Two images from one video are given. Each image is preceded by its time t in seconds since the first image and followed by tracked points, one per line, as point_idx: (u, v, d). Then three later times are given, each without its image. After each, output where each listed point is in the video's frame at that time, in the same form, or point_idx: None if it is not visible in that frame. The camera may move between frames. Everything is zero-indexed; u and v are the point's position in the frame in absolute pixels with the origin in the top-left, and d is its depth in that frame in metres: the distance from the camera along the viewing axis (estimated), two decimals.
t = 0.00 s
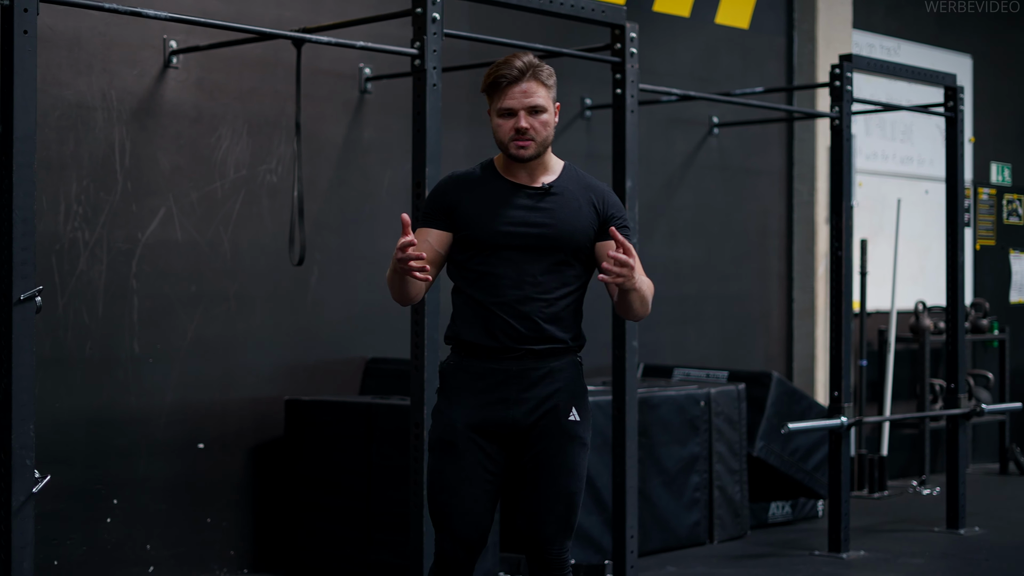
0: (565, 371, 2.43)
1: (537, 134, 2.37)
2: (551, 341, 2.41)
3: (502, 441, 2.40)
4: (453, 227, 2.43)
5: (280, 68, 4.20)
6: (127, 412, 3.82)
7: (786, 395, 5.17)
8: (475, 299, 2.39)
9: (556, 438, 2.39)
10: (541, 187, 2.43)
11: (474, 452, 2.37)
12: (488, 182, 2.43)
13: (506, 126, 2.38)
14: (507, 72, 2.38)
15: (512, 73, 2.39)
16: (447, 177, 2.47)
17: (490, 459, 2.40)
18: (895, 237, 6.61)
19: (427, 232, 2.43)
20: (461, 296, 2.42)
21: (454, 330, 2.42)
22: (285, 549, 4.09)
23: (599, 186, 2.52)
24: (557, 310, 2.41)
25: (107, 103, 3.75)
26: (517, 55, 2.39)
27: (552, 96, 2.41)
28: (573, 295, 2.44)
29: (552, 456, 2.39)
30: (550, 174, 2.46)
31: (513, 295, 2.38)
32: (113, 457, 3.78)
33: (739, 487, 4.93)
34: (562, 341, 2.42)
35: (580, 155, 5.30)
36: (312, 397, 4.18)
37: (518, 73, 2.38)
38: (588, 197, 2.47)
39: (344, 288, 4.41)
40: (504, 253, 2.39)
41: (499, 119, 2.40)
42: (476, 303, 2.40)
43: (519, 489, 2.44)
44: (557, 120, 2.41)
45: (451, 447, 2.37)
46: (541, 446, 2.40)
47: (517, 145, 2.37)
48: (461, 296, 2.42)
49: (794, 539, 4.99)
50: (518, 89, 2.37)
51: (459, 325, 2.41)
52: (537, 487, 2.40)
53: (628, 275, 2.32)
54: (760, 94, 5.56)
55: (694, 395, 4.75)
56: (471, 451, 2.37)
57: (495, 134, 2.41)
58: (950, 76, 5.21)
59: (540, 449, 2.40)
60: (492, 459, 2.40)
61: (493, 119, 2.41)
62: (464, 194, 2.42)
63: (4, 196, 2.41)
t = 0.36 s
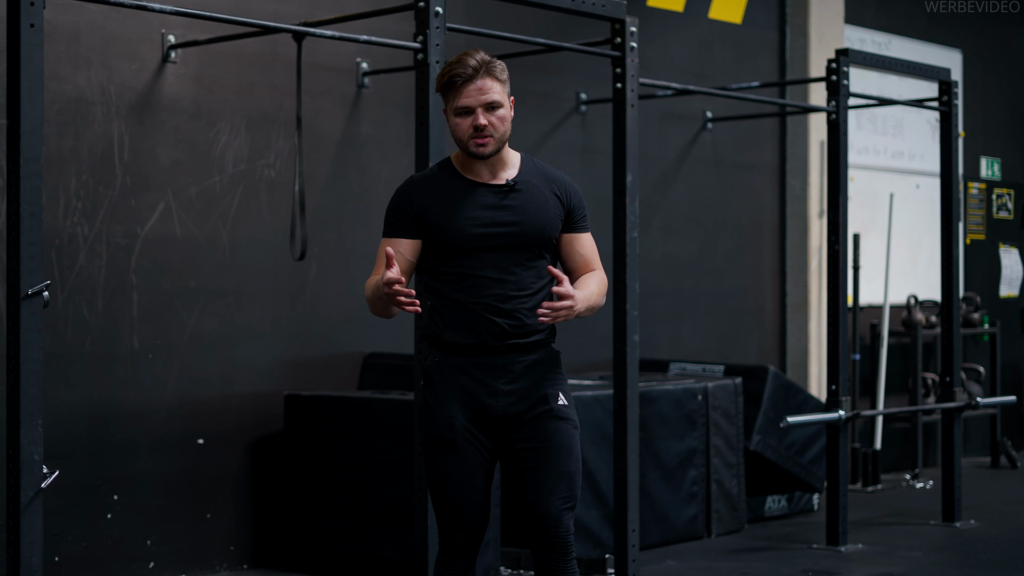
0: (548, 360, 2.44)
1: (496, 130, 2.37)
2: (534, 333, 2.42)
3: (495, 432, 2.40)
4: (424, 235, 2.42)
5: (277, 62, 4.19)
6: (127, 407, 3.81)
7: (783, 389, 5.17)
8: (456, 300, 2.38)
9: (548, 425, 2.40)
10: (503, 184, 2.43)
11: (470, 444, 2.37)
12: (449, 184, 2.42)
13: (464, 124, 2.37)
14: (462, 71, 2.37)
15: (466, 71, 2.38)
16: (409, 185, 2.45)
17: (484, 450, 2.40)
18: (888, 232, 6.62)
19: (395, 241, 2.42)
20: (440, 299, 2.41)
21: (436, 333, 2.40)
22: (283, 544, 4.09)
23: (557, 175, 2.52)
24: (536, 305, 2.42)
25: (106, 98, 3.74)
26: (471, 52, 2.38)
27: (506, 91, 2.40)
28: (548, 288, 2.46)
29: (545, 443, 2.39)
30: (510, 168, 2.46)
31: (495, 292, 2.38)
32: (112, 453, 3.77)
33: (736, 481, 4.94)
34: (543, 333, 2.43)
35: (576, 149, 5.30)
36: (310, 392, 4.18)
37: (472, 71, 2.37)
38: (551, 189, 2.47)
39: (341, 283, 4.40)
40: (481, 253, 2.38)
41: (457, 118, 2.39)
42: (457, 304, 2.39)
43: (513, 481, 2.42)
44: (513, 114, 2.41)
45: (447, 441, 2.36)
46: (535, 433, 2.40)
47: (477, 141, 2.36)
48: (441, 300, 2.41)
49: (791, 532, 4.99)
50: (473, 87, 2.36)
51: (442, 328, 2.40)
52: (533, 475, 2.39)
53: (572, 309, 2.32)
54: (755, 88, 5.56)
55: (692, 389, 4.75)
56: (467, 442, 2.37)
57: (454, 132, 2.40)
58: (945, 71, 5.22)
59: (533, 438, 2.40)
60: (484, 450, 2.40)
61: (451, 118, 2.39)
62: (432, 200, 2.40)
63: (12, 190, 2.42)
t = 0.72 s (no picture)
0: (571, 358, 2.46)
1: (507, 127, 2.39)
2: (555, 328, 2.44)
3: (520, 428, 2.40)
4: (439, 234, 2.42)
5: (291, 61, 4.19)
6: (142, 405, 3.82)
7: (794, 387, 5.17)
8: (478, 298, 2.39)
9: (573, 423, 2.41)
10: (514, 181, 2.44)
11: (498, 439, 2.37)
12: (460, 181, 2.42)
13: (475, 122, 2.38)
14: (473, 69, 2.37)
15: (476, 70, 2.39)
16: (419, 184, 2.45)
17: (508, 446, 2.40)
18: (898, 231, 6.59)
19: (408, 241, 2.43)
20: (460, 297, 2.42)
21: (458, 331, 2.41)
22: (297, 542, 4.09)
23: (563, 168, 2.53)
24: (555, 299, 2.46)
25: (121, 96, 3.75)
26: (481, 51, 2.39)
27: (515, 88, 2.41)
28: (563, 282, 2.50)
29: (570, 440, 2.41)
30: (519, 167, 2.47)
31: (517, 289, 2.40)
32: (128, 450, 3.78)
33: (748, 479, 4.94)
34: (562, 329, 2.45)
35: (587, 148, 5.29)
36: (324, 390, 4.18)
37: (483, 70, 2.37)
38: (559, 183, 2.49)
39: (354, 281, 4.40)
40: (500, 251, 2.40)
41: (467, 116, 2.39)
42: (479, 302, 2.40)
43: (535, 476, 2.43)
44: (522, 111, 2.42)
45: (475, 436, 2.36)
46: (560, 432, 2.40)
47: (488, 139, 2.38)
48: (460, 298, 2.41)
49: (803, 531, 4.98)
50: (483, 86, 2.37)
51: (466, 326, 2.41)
52: (556, 471, 2.41)
53: (545, 341, 2.35)
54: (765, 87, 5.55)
55: (704, 388, 4.75)
56: (494, 438, 2.37)
57: (464, 130, 2.41)
58: (956, 69, 5.20)
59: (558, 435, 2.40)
60: (509, 446, 2.40)
61: (461, 116, 2.40)
62: (445, 199, 2.40)
63: (34, 188, 2.43)
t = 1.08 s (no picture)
0: (594, 358, 2.62)
1: (552, 125, 2.56)
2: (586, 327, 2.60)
3: (548, 422, 2.54)
4: (480, 230, 2.55)
5: (298, 59, 4.19)
6: (149, 402, 3.82)
7: (799, 384, 5.16)
8: (517, 292, 2.54)
9: (592, 422, 2.58)
10: (555, 183, 2.60)
11: (529, 431, 2.51)
12: (504, 179, 2.57)
13: (523, 116, 2.56)
14: (526, 68, 2.56)
15: (529, 69, 2.57)
16: (463, 181, 2.58)
17: (536, 438, 2.53)
18: (902, 230, 6.58)
19: (447, 233, 2.56)
20: (498, 290, 2.55)
21: (496, 323, 2.54)
22: (303, 539, 4.09)
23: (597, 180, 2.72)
24: (586, 300, 2.62)
25: (128, 94, 3.75)
26: (535, 53, 2.58)
27: (563, 92, 2.59)
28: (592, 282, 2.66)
29: (587, 437, 2.57)
30: (559, 171, 2.63)
31: (555, 286, 2.55)
32: (135, 448, 3.79)
33: (753, 477, 4.94)
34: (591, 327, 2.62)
35: (592, 146, 5.28)
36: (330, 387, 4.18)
37: (535, 69, 2.56)
38: (595, 192, 2.67)
39: (359, 278, 4.40)
40: (540, 248, 2.55)
41: (516, 111, 2.57)
42: (518, 295, 2.54)
43: (548, 470, 2.59)
44: (568, 114, 2.60)
45: (511, 424, 2.49)
46: (580, 429, 2.56)
47: (534, 134, 2.55)
48: (498, 292, 2.55)
49: (808, 529, 4.98)
50: (534, 84, 2.55)
51: (504, 317, 2.54)
52: (571, 467, 2.57)
53: (583, 329, 2.49)
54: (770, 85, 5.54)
55: (710, 385, 4.75)
56: (526, 429, 2.51)
57: (511, 126, 2.58)
58: (961, 67, 5.19)
59: (578, 433, 2.56)
60: (539, 438, 2.54)
61: (510, 111, 2.58)
62: (490, 197, 2.54)
63: (45, 184, 2.45)
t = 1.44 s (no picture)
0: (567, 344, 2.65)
1: (549, 122, 2.57)
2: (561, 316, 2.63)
3: (516, 403, 2.57)
4: (467, 212, 2.56)
5: (266, 47, 4.18)
6: (118, 392, 3.81)
7: (767, 372, 5.21)
8: (498, 276, 2.55)
9: (561, 406, 2.61)
10: (546, 177, 2.62)
11: (496, 409, 2.53)
12: (498, 166, 2.57)
13: (522, 110, 2.57)
14: (530, 62, 2.55)
15: (533, 64, 2.57)
16: (456, 161, 2.58)
17: (503, 417, 2.56)
18: (869, 219, 6.64)
19: (435, 212, 2.55)
20: (478, 274, 2.56)
21: (474, 305, 2.56)
22: (272, 529, 4.09)
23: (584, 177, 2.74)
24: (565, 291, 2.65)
25: (95, 82, 3.72)
26: (540, 47, 2.57)
27: (564, 89, 2.60)
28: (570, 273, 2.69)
29: (553, 420, 2.61)
30: (551, 166, 2.65)
31: (535, 274, 2.57)
32: (103, 437, 3.77)
33: (722, 464, 4.98)
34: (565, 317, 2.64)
35: (562, 135, 5.29)
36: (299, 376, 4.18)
37: (540, 65, 2.55)
38: (582, 187, 2.68)
39: (329, 267, 4.40)
40: (525, 237, 2.57)
41: (515, 104, 2.58)
42: (499, 280, 2.55)
43: (514, 449, 2.62)
44: (566, 112, 2.62)
45: (479, 402, 2.51)
46: (546, 411, 2.60)
47: (529, 128, 2.56)
48: (479, 275, 2.56)
49: (776, 516, 5.04)
50: (537, 79, 2.56)
51: (482, 300, 2.55)
52: (537, 448, 2.60)
53: (571, 327, 2.53)
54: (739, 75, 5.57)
55: (678, 373, 4.78)
56: (494, 407, 2.53)
57: (509, 118, 2.59)
58: (929, 57, 5.23)
59: (545, 415, 2.60)
60: (506, 418, 2.57)
61: (510, 103, 2.59)
62: (480, 181, 2.54)
63: (11, 172, 2.44)
